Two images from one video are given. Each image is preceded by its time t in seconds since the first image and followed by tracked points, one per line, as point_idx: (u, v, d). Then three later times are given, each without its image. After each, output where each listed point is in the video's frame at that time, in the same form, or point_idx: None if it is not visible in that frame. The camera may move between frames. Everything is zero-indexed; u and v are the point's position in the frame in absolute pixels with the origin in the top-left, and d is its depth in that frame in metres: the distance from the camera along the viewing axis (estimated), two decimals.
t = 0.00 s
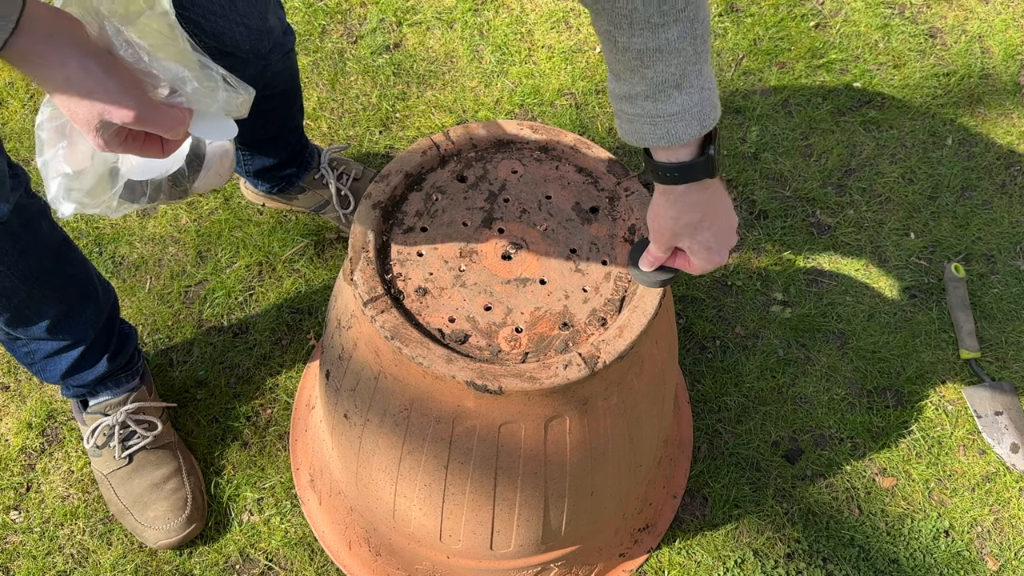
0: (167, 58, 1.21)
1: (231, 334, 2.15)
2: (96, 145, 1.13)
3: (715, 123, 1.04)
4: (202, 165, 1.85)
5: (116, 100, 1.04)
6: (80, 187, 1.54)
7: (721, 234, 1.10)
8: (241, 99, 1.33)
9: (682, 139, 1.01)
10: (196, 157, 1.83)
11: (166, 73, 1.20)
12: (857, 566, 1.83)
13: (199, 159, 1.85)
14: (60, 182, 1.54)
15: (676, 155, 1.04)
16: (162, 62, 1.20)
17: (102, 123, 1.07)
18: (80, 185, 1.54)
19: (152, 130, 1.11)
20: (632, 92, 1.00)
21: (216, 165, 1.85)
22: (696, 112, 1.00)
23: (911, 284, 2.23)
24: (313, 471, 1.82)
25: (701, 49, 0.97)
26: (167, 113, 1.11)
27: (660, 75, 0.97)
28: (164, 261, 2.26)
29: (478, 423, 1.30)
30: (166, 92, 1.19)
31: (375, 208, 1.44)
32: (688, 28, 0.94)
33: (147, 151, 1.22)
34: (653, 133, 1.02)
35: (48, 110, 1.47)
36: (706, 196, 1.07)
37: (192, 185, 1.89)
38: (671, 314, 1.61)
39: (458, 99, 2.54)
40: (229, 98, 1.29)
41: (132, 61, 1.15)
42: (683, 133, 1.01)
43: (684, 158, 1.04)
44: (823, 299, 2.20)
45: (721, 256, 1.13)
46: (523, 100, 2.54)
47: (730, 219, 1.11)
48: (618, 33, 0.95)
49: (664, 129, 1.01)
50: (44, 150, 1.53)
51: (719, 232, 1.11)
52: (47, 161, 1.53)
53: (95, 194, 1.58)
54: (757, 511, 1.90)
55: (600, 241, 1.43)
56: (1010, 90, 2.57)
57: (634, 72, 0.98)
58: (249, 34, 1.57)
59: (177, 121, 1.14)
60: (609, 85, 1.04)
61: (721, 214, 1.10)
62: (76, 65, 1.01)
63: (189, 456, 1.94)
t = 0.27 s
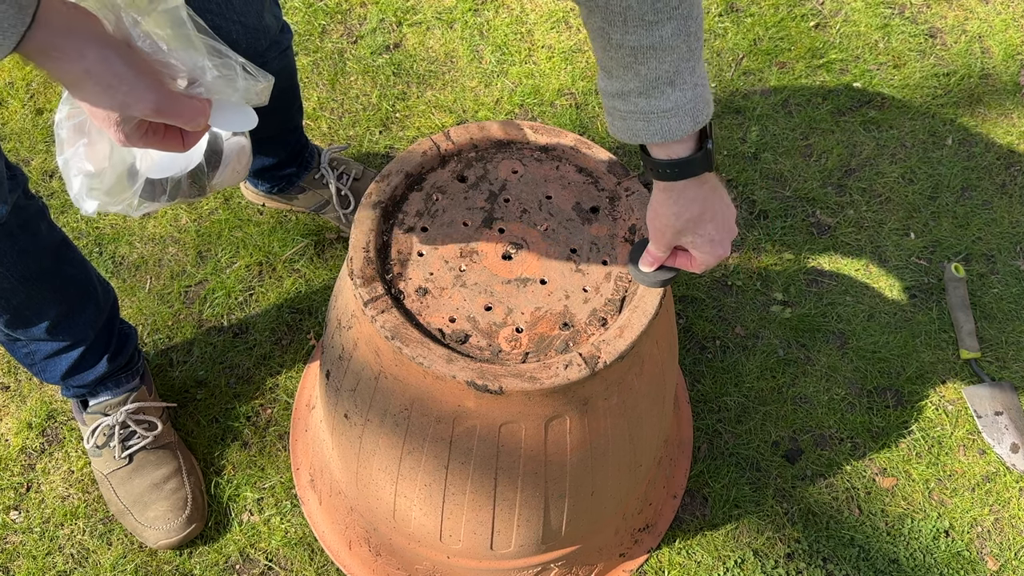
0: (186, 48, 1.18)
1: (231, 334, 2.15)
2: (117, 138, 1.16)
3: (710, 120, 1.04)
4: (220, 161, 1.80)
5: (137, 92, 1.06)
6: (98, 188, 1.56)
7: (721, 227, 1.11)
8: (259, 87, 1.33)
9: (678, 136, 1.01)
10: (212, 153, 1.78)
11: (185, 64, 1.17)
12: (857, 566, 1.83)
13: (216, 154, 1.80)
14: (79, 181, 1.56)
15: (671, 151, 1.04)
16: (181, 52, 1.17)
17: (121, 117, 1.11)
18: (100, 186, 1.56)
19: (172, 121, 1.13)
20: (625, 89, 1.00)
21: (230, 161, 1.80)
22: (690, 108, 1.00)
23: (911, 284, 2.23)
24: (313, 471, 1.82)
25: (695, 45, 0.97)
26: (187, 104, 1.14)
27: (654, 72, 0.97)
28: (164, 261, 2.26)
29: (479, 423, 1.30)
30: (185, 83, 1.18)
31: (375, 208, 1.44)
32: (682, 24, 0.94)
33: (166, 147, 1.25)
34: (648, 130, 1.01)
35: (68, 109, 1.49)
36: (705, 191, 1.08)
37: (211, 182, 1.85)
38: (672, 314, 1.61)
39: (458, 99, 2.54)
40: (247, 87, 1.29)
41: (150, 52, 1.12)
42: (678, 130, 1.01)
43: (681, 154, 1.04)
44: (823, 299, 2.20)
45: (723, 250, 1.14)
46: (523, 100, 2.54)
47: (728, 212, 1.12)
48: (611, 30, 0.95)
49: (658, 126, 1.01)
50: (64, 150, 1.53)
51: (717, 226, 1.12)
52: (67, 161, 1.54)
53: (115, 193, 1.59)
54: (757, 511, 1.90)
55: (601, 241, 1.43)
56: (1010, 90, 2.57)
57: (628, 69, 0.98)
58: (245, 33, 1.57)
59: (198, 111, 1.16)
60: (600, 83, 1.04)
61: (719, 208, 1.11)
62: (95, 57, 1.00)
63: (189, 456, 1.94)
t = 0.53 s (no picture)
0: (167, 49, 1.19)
1: (231, 334, 2.16)
2: (100, 149, 1.13)
3: (688, 80, 1.04)
4: (214, 179, 1.78)
5: (117, 98, 1.02)
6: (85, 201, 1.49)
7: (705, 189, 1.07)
8: (244, 94, 1.31)
9: (659, 97, 1.01)
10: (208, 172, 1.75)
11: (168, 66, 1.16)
12: (857, 566, 1.83)
13: (210, 173, 1.77)
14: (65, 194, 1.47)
15: (644, 110, 1.03)
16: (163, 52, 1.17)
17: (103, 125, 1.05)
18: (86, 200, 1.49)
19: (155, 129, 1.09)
20: (609, 52, 1.00)
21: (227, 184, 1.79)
22: (671, 70, 1.01)
23: (911, 284, 2.23)
24: (313, 471, 1.82)
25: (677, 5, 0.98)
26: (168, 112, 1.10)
27: (637, 33, 0.97)
28: (164, 261, 2.26)
29: (478, 423, 1.30)
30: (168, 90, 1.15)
31: (374, 208, 1.44)
32: None
33: (150, 157, 1.22)
34: (631, 93, 1.02)
35: (54, 122, 1.39)
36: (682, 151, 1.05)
37: (206, 204, 1.84)
38: (671, 314, 1.61)
39: (458, 99, 2.54)
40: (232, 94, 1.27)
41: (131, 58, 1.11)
42: (661, 91, 1.01)
43: (653, 114, 1.03)
44: (823, 299, 2.20)
45: (714, 216, 1.08)
46: (523, 100, 2.54)
47: (713, 173, 1.07)
48: None
49: (641, 88, 1.01)
50: (49, 160, 1.45)
51: (704, 188, 1.07)
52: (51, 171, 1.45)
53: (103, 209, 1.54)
54: (757, 511, 1.90)
55: (600, 241, 1.43)
56: (1010, 90, 2.57)
57: (611, 31, 0.98)
58: (243, 36, 1.58)
59: (181, 119, 1.12)
60: (584, 46, 1.04)
61: (702, 169, 1.07)
62: (74, 61, 0.99)
63: (189, 456, 1.94)
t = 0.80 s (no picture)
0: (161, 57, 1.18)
1: (231, 334, 2.16)
2: (94, 146, 1.13)
3: (645, 72, 1.17)
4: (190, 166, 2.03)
5: (110, 99, 1.04)
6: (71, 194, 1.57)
7: (656, 173, 1.16)
8: (235, 95, 1.31)
9: (617, 87, 1.14)
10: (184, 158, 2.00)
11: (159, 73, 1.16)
12: (857, 566, 1.83)
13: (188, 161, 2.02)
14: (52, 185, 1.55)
15: (604, 98, 1.16)
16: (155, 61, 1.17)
17: (97, 123, 1.07)
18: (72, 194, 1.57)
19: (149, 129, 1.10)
20: (573, 43, 1.12)
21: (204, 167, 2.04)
22: (630, 62, 1.13)
23: (911, 284, 2.23)
24: (313, 471, 1.82)
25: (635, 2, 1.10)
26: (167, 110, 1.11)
27: (599, 25, 1.09)
28: (164, 261, 2.26)
29: (478, 423, 1.30)
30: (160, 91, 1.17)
31: (374, 208, 1.44)
32: None
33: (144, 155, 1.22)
34: (592, 82, 1.15)
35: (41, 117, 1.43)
36: (633, 139, 1.18)
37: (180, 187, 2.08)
38: (672, 314, 1.61)
39: (458, 99, 2.54)
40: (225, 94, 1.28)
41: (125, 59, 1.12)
42: (620, 81, 1.14)
43: (610, 103, 1.16)
44: (823, 299, 2.20)
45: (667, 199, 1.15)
46: (523, 100, 2.54)
47: (669, 164, 1.17)
48: None
49: (602, 78, 1.14)
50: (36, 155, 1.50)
51: (656, 173, 1.16)
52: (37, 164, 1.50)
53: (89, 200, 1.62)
54: (757, 511, 1.90)
55: (600, 241, 1.43)
56: (1010, 90, 2.57)
57: (574, 23, 1.10)
58: (240, 37, 1.57)
59: (175, 119, 1.13)
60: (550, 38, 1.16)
61: (656, 158, 1.17)
62: (70, 63, 1.01)
63: (189, 456, 1.95)
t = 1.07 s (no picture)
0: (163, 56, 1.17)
1: (231, 334, 2.16)
2: (97, 148, 1.14)
3: (646, 75, 1.17)
4: (197, 163, 1.78)
5: (114, 101, 1.04)
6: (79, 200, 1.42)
7: (656, 175, 1.16)
8: (240, 96, 1.30)
9: (618, 90, 1.14)
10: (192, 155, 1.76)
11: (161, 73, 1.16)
12: (857, 566, 1.83)
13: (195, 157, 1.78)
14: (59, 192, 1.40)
15: (605, 101, 1.16)
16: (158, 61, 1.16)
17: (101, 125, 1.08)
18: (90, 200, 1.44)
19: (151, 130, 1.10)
20: (572, 45, 1.13)
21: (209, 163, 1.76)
22: (630, 65, 1.14)
23: (911, 284, 2.23)
24: (313, 471, 1.82)
25: (636, 5, 1.10)
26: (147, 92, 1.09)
27: (599, 28, 1.09)
28: (164, 261, 2.26)
29: (478, 423, 1.30)
30: (164, 92, 1.16)
31: (374, 208, 1.44)
32: None
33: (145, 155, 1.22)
34: (593, 85, 1.15)
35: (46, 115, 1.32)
36: (634, 142, 1.18)
37: (189, 180, 1.82)
38: (671, 314, 1.61)
39: (458, 99, 2.54)
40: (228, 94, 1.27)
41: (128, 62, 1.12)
42: (620, 84, 1.14)
43: (610, 106, 1.16)
44: (823, 299, 2.20)
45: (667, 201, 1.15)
46: (523, 100, 2.54)
47: (669, 166, 1.17)
48: None
49: (603, 81, 1.14)
50: (42, 157, 1.37)
51: (656, 176, 1.16)
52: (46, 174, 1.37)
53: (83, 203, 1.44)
54: (757, 511, 1.90)
55: (600, 241, 1.43)
56: (1010, 90, 2.57)
57: (574, 26, 1.10)
58: (239, 37, 1.56)
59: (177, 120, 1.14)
60: (550, 40, 1.17)
61: (656, 161, 1.17)
62: (73, 65, 1.01)
63: (189, 456, 1.95)
